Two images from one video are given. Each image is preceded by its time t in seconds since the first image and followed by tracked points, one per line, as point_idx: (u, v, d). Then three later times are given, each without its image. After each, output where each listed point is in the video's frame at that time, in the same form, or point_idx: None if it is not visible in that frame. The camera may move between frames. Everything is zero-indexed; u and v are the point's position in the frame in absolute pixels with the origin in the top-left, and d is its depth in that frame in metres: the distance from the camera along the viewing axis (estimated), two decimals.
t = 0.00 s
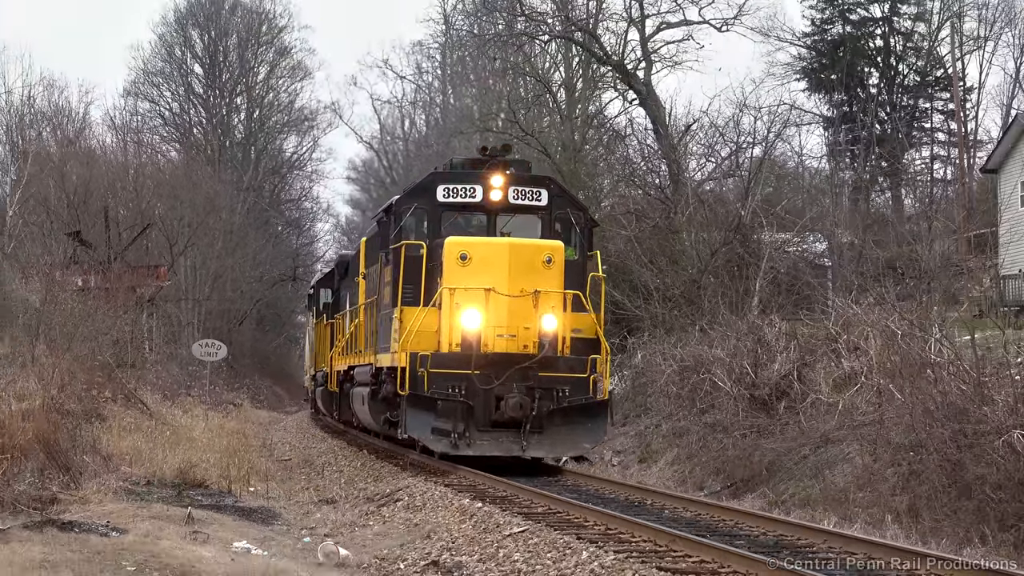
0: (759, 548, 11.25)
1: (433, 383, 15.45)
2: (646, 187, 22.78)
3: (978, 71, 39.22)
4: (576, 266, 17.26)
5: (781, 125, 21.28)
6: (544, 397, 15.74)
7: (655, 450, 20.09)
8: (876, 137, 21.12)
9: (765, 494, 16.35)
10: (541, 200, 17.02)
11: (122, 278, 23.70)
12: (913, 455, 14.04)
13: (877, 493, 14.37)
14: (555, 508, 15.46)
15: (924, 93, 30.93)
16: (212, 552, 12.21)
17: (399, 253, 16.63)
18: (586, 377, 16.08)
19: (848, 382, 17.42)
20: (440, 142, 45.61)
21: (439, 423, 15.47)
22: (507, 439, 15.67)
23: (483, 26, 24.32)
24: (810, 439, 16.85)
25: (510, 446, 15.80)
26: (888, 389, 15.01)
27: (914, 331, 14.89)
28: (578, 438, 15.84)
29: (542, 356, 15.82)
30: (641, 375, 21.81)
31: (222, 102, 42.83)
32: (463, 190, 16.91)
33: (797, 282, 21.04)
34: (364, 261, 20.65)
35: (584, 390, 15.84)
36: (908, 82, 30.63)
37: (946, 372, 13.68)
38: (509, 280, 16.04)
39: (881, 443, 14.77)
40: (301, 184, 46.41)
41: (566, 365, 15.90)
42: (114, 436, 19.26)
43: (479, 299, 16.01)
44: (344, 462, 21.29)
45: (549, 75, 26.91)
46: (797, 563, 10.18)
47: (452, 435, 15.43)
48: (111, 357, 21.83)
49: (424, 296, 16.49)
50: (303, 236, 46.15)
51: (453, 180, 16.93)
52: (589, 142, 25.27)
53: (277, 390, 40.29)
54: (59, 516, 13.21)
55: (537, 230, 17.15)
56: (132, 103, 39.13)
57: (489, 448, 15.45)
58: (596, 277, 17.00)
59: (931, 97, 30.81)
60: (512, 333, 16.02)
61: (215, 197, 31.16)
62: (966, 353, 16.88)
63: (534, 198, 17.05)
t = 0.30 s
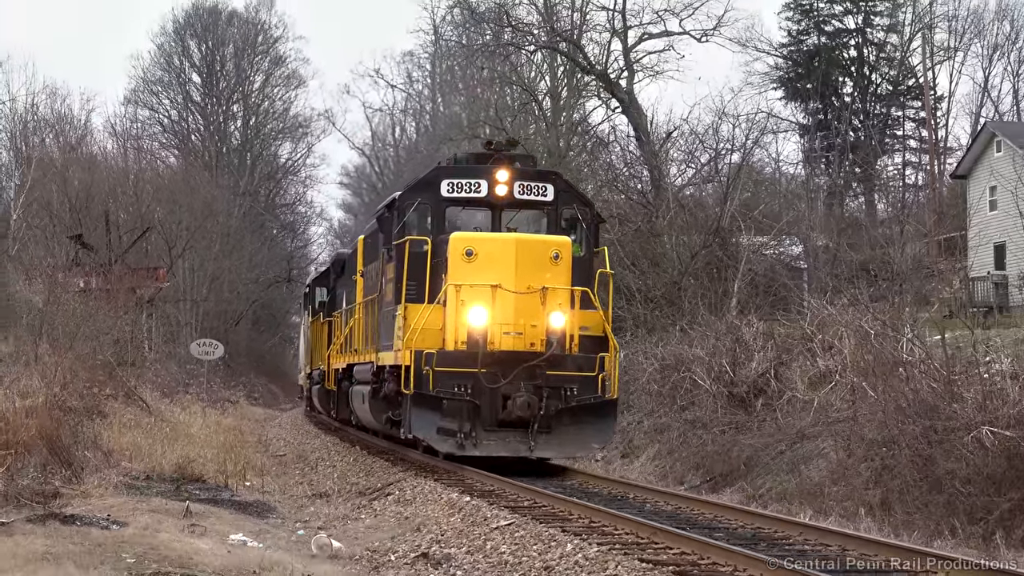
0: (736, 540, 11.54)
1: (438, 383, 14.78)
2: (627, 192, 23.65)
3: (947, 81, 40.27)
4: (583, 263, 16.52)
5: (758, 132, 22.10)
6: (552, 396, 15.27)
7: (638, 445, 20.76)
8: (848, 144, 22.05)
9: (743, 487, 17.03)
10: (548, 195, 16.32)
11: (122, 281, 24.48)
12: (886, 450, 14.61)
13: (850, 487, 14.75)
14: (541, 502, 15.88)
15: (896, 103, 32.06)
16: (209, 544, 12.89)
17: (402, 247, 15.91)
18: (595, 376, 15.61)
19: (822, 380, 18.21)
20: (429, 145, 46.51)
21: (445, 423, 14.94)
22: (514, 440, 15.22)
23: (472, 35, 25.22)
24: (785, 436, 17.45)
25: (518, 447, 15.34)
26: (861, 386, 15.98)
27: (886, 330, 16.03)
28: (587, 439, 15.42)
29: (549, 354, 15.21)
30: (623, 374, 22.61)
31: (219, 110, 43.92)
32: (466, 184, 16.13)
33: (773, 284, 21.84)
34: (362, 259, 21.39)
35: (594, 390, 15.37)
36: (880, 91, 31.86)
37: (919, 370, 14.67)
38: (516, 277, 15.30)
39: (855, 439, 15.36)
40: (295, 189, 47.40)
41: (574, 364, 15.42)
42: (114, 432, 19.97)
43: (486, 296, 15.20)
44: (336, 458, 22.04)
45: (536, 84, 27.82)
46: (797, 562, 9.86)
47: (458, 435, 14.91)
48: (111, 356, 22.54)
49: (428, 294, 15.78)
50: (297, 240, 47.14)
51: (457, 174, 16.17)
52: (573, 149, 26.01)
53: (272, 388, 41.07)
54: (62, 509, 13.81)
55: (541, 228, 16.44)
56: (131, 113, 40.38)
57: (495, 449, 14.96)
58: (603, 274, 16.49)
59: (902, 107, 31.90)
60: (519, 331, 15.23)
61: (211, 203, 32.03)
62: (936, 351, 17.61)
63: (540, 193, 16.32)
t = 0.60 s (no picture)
0: (712, 533, 12.00)
1: (439, 382, 14.62)
2: (604, 197, 24.68)
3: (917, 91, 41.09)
4: (586, 259, 16.55)
5: (733, 138, 22.83)
6: (557, 395, 15.02)
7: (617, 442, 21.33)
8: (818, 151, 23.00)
9: (718, 483, 17.58)
10: (552, 188, 16.15)
11: (116, 282, 25.21)
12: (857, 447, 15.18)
13: (821, 482, 15.28)
14: (522, 497, 16.31)
15: (867, 111, 32.99)
16: (199, 538, 13.52)
17: (403, 243, 15.82)
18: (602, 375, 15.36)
19: (794, 379, 18.83)
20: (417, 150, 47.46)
21: (448, 423, 14.60)
22: (519, 441, 14.91)
23: (457, 45, 26.03)
24: (759, 433, 18.12)
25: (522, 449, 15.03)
26: (832, 385, 16.66)
27: (857, 331, 16.75)
28: (595, 440, 15.11)
29: (555, 352, 15.01)
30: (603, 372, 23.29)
31: (211, 116, 44.79)
32: (466, 178, 15.99)
33: (748, 286, 22.46)
34: (355, 256, 22.13)
35: (601, 388, 15.13)
36: (851, 99, 32.94)
37: (889, 369, 15.34)
38: (521, 274, 15.11)
39: (828, 436, 15.90)
40: (284, 195, 48.53)
41: (580, 363, 15.16)
42: (107, 429, 20.65)
43: (490, 294, 15.04)
44: (324, 454, 22.71)
45: (518, 91, 28.70)
46: (797, 562, 9.82)
47: (460, 436, 14.60)
48: (106, 356, 23.22)
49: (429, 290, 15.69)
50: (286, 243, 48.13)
51: (458, 168, 16.02)
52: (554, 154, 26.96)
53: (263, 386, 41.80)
54: (57, 504, 14.43)
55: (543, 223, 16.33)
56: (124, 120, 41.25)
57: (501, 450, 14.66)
58: (608, 269, 16.18)
59: (872, 116, 32.85)
60: (524, 328, 15.04)
61: (202, 207, 32.86)
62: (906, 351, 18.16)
63: (543, 186, 16.16)
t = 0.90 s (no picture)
0: (687, 527, 12.65)
1: (443, 382, 14.95)
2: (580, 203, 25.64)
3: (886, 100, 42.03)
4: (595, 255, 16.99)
5: (708, 144, 23.60)
6: (565, 396, 15.48)
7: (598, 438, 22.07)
8: (790, 157, 23.79)
9: (693, 477, 18.30)
10: (557, 182, 16.62)
11: (111, 283, 25.94)
12: (827, 443, 15.83)
13: (794, 477, 15.95)
14: (503, 490, 16.99)
15: (836, 118, 34.13)
16: (192, 532, 14.22)
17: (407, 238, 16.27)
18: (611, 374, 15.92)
19: (767, 377, 19.57)
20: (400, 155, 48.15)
21: (452, 424, 15.00)
22: (526, 442, 15.37)
23: (441, 54, 26.86)
24: (733, 429, 18.87)
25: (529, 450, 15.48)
26: (805, 383, 17.44)
27: (828, 331, 17.49)
28: (603, 441, 15.53)
29: (561, 349, 15.51)
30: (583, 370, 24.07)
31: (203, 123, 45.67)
32: (469, 171, 16.40)
33: (723, 287, 23.36)
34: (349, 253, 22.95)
35: (609, 390, 15.68)
36: (822, 107, 34.04)
37: (859, 368, 16.10)
38: (527, 270, 15.56)
39: (799, 432, 16.62)
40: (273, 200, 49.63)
41: (589, 362, 15.67)
42: (103, 426, 21.35)
43: (495, 290, 15.48)
44: (313, 451, 23.47)
45: (500, 98, 29.56)
46: (796, 563, 10.01)
47: (465, 438, 15.05)
48: (101, 355, 23.91)
49: (432, 288, 16.16)
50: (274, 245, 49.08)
51: (461, 161, 16.43)
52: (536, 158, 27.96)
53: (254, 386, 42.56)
54: (54, 499, 15.15)
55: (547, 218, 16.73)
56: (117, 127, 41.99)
57: (506, 452, 15.05)
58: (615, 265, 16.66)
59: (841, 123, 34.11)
60: (530, 326, 15.49)
61: (192, 212, 33.76)
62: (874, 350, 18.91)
63: (548, 180, 16.64)
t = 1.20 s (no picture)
0: (664, 520, 13.48)
1: (448, 382, 15.19)
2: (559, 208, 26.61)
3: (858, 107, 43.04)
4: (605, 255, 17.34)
5: (684, 151, 24.40)
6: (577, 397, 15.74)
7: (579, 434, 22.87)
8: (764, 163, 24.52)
9: (669, 473, 19.10)
10: (563, 175, 17.13)
11: (105, 285, 26.69)
12: (799, 439, 16.59)
13: (767, 473, 16.80)
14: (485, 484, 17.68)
15: (808, 125, 35.18)
16: (184, 526, 14.95)
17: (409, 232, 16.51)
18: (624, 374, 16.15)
19: (741, 376, 20.37)
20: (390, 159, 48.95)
21: (459, 426, 15.43)
22: (536, 444, 15.70)
23: (427, 62, 27.64)
24: (708, 426, 19.68)
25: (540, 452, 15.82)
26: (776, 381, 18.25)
27: (799, 331, 18.00)
28: (614, 444, 15.84)
29: (571, 346, 15.75)
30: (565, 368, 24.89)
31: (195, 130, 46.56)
32: (472, 164, 16.87)
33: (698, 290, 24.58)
34: (344, 250, 23.67)
35: (621, 390, 15.90)
36: (794, 115, 35.16)
37: (830, 367, 16.82)
38: (535, 265, 15.85)
39: (772, 429, 17.49)
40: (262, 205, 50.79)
41: (600, 361, 15.87)
42: (98, 422, 22.08)
43: (503, 287, 15.84)
44: (302, 447, 24.23)
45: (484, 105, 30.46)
46: (796, 564, 10.12)
47: (473, 439, 15.40)
48: (96, 354, 24.65)
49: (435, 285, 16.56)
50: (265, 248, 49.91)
51: (464, 154, 16.86)
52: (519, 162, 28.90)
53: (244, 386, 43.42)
54: (50, 494, 15.88)
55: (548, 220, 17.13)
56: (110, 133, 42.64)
57: (515, 453, 15.41)
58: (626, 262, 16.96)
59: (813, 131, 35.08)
60: (539, 323, 15.79)
61: (184, 217, 34.61)
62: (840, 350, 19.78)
63: (554, 173, 17.13)
